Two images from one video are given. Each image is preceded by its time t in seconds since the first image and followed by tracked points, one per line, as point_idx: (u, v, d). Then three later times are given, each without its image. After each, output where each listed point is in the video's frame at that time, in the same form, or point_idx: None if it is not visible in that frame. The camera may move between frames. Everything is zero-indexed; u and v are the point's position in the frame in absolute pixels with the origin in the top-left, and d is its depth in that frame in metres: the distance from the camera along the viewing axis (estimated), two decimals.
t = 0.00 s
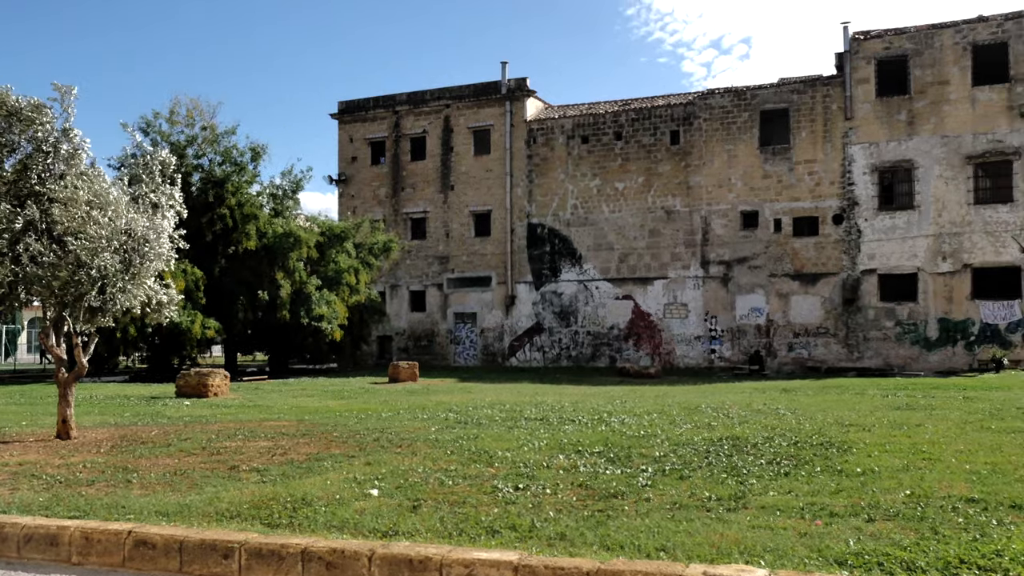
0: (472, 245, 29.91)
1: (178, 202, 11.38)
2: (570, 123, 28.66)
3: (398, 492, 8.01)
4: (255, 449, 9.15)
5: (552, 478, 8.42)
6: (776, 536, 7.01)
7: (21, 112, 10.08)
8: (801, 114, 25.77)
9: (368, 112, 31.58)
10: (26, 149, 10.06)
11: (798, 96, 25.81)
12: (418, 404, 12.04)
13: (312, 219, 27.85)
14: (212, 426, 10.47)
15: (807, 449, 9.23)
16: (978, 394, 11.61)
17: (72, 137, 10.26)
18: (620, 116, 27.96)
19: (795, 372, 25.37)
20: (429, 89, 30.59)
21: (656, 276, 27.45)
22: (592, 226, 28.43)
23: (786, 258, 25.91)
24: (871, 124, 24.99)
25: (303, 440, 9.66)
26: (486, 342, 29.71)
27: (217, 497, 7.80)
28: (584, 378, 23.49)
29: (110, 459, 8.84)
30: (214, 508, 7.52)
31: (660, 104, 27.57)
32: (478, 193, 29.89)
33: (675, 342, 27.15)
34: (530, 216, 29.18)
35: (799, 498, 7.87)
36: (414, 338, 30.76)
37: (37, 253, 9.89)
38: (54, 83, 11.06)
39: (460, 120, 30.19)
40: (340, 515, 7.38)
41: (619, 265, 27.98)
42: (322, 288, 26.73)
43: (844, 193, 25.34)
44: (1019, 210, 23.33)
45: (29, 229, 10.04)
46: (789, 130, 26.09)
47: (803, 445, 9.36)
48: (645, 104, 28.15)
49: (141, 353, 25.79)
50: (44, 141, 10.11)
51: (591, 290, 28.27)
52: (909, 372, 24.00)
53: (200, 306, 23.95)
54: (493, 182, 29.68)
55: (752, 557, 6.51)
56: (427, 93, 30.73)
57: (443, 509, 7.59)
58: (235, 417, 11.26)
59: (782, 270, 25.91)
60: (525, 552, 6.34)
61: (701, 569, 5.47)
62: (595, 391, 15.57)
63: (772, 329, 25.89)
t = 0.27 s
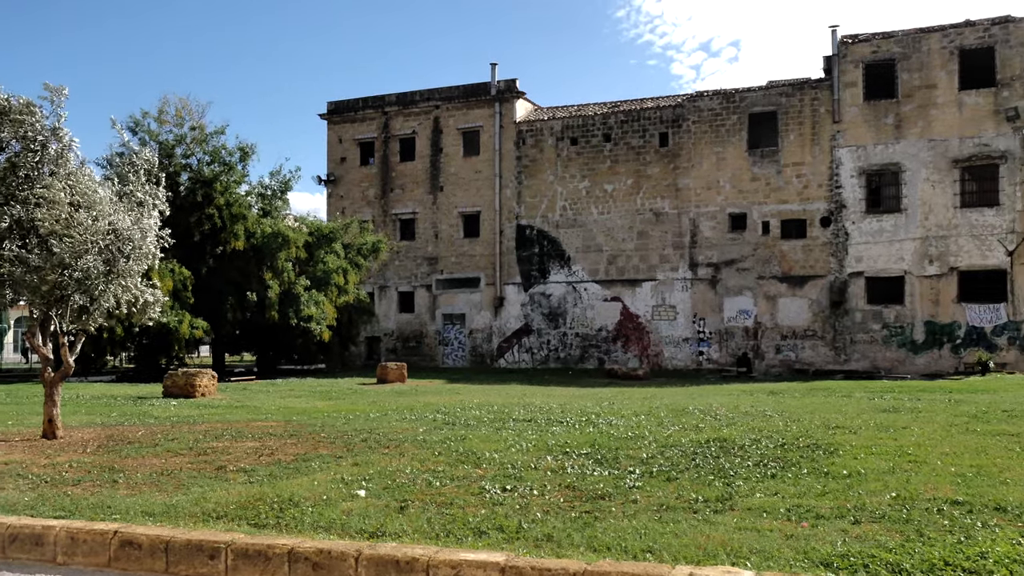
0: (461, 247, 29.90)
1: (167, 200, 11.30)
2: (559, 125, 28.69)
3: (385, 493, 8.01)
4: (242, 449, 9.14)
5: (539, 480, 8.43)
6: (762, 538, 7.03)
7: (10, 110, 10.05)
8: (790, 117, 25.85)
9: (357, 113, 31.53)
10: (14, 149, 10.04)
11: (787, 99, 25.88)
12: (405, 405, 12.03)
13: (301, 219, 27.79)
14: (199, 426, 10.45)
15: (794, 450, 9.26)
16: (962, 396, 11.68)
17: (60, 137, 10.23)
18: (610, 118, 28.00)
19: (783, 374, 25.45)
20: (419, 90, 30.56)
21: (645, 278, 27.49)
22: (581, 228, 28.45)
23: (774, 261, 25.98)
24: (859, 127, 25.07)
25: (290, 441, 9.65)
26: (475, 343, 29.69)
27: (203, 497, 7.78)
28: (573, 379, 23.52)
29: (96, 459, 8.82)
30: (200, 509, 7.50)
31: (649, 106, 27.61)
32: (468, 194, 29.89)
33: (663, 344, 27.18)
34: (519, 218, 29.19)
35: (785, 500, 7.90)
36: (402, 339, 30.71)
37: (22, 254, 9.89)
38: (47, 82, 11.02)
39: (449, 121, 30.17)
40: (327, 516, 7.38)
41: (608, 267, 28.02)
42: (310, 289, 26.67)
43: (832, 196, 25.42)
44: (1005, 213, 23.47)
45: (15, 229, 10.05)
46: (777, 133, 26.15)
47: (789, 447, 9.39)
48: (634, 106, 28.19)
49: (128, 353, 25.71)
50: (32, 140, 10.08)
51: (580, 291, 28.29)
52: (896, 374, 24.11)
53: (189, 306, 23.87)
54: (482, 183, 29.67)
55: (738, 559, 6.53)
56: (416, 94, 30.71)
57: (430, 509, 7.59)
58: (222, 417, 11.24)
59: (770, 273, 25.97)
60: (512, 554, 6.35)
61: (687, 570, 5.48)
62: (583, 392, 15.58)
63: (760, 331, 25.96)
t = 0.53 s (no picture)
0: (451, 248, 29.87)
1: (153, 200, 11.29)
2: (550, 127, 28.70)
3: (373, 494, 8.00)
4: (230, 451, 9.12)
5: (527, 481, 8.43)
6: (748, 540, 7.04)
7: None
8: (780, 121, 25.92)
9: (347, 113, 31.46)
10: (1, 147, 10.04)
11: (777, 103, 25.95)
12: (395, 407, 12.01)
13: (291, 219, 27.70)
14: (188, 427, 10.41)
15: (782, 453, 9.29)
16: (950, 400, 11.74)
17: (48, 136, 10.23)
18: (600, 121, 28.03)
19: (771, 378, 25.53)
20: (409, 91, 30.52)
21: (634, 281, 27.52)
22: (571, 230, 28.47)
23: (763, 264, 26.05)
24: (848, 132, 25.17)
25: (278, 442, 9.63)
26: (464, 345, 29.66)
27: (190, 498, 7.75)
28: (562, 381, 23.55)
29: (83, 459, 8.78)
30: (187, 510, 7.48)
31: (640, 109, 27.64)
32: (458, 196, 29.86)
33: (652, 347, 27.22)
34: (509, 220, 29.18)
35: (772, 502, 7.92)
36: (391, 341, 30.60)
37: (6, 253, 9.89)
38: (36, 80, 11.00)
39: (440, 122, 30.13)
40: (315, 517, 7.36)
41: (597, 270, 28.04)
42: (299, 290, 26.59)
43: (821, 200, 25.51)
44: (992, 218, 23.59)
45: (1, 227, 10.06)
46: (768, 137, 26.23)
47: (777, 450, 9.41)
48: (624, 109, 28.22)
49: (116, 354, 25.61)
50: (18, 139, 10.08)
51: (569, 293, 28.30)
52: (884, 378, 24.22)
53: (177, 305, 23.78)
54: (472, 185, 29.65)
55: (725, 561, 6.54)
56: (407, 95, 30.65)
57: (418, 511, 7.58)
58: (211, 418, 11.20)
59: (759, 276, 26.04)
60: (499, 555, 6.35)
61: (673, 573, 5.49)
62: (571, 394, 15.58)
63: (749, 334, 26.03)
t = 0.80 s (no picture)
0: (442, 249, 29.86)
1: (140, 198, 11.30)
2: (540, 127, 28.70)
3: (364, 495, 7.99)
4: (220, 452, 9.10)
5: (518, 482, 8.43)
6: (738, 540, 7.06)
7: None
8: (769, 121, 25.98)
9: (338, 114, 31.42)
10: None
11: (767, 104, 26.01)
12: (385, 407, 12.00)
13: (281, 220, 27.65)
14: (178, 429, 10.39)
15: (771, 453, 9.31)
16: (941, 399, 11.77)
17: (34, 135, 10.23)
18: (591, 121, 28.05)
19: (762, 377, 25.59)
20: (400, 92, 30.49)
21: (625, 281, 27.56)
22: (562, 231, 28.49)
23: (754, 264, 26.12)
24: (838, 132, 25.24)
25: (269, 444, 9.62)
26: (455, 345, 29.62)
27: (180, 500, 7.74)
28: (553, 382, 23.58)
29: (72, 462, 8.76)
30: (177, 512, 7.46)
31: (630, 110, 27.68)
32: (448, 196, 29.86)
33: (643, 347, 27.25)
34: (499, 220, 29.19)
35: (763, 502, 7.94)
36: (382, 341, 30.64)
37: None
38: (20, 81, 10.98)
39: (431, 123, 30.11)
40: (305, 519, 7.35)
41: (588, 270, 28.06)
42: (290, 291, 26.55)
43: (811, 200, 25.58)
44: (981, 218, 23.66)
45: None
46: (757, 137, 26.29)
47: (767, 449, 9.44)
48: (615, 109, 28.25)
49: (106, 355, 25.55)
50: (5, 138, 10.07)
51: (560, 294, 28.32)
52: (873, 377, 24.29)
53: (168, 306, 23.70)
54: (463, 185, 29.65)
55: (716, 560, 6.56)
56: (397, 96, 30.63)
57: (409, 512, 7.57)
58: (201, 420, 11.18)
59: (749, 276, 26.11)
60: (489, 556, 6.36)
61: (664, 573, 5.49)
62: (563, 394, 15.58)
63: (740, 333, 26.09)
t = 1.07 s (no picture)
0: (429, 250, 29.81)
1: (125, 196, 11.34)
2: (527, 129, 28.71)
3: (350, 499, 7.96)
4: (205, 456, 9.05)
5: (504, 484, 8.42)
6: (724, 541, 7.07)
7: None
8: (755, 122, 26.09)
9: (324, 115, 31.34)
10: None
11: (752, 105, 26.13)
12: (374, 409, 11.97)
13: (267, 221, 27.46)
14: (164, 432, 10.33)
15: (758, 453, 9.35)
16: (926, 399, 11.84)
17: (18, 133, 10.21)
18: (577, 122, 28.09)
19: (748, 377, 25.68)
20: (386, 93, 30.43)
21: (611, 282, 27.60)
22: (549, 232, 28.50)
23: (740, 265, 26.20)
24: (823, 133, 25.38)
25: (254, 447, 9.57)
26: (442, 347, 29.59)
27: (165, 504, 7.69)
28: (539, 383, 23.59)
29: (56, 466, 8.69)
30: (162, 516, 7.41)
31: (616, 111, 27.74)
32: (435, 198, 29.81)
33: (630, 348, 27.31)
34: (486, 222, 29.17)
35: (748, 502, 7.97)
36: (369, 343, 30.48)
37: None
38: None
39: (417, 124, 30.06)
40: (291, 522, 7.32)
41: (575, 271, 28.08)
42: (277, 292, 26.45)
43: (797, 201, 25.70)
44: (965, 219, 23.84)
45: None
46: (743, 138, 26.39)
47: (754, 450, 9.47)
48: (601, 110, 28.30)
49: (89, 358, 25.39)
50: None
51: (547, 295, 28.34)
52: (859, 377, 24.43)
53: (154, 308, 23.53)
54: (449, 187, 29.61)
55: (702, 562, 6.57)
56: (384, 97, 30.57)
57: (395, 515, 7.55)
58: (187, 422, 11.12)
59: (736, 276, 26.19)
60: (475, 559, 6.36)
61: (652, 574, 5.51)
62: (551, 396, 15.57)
63: (726, 334, 26.17)
